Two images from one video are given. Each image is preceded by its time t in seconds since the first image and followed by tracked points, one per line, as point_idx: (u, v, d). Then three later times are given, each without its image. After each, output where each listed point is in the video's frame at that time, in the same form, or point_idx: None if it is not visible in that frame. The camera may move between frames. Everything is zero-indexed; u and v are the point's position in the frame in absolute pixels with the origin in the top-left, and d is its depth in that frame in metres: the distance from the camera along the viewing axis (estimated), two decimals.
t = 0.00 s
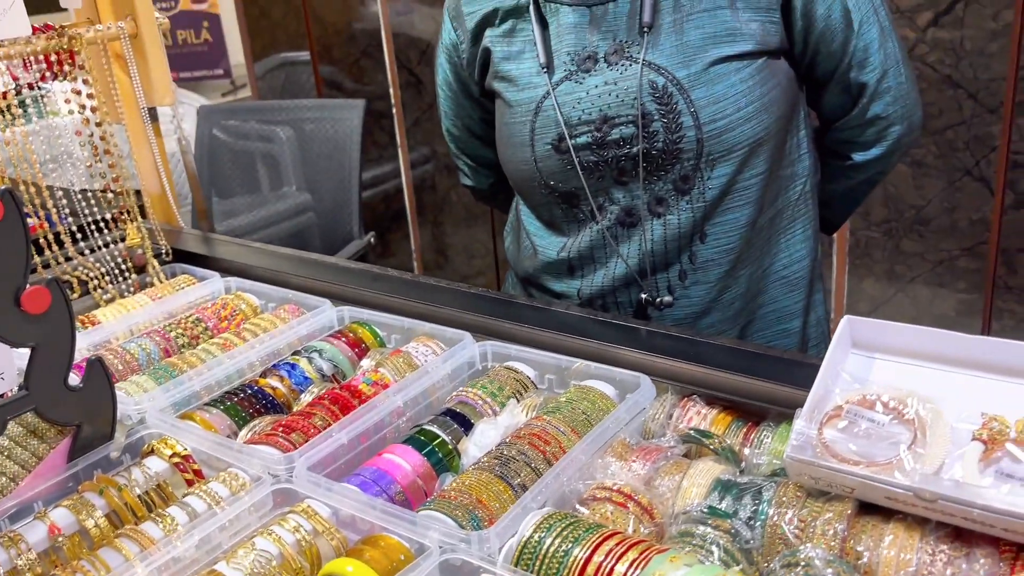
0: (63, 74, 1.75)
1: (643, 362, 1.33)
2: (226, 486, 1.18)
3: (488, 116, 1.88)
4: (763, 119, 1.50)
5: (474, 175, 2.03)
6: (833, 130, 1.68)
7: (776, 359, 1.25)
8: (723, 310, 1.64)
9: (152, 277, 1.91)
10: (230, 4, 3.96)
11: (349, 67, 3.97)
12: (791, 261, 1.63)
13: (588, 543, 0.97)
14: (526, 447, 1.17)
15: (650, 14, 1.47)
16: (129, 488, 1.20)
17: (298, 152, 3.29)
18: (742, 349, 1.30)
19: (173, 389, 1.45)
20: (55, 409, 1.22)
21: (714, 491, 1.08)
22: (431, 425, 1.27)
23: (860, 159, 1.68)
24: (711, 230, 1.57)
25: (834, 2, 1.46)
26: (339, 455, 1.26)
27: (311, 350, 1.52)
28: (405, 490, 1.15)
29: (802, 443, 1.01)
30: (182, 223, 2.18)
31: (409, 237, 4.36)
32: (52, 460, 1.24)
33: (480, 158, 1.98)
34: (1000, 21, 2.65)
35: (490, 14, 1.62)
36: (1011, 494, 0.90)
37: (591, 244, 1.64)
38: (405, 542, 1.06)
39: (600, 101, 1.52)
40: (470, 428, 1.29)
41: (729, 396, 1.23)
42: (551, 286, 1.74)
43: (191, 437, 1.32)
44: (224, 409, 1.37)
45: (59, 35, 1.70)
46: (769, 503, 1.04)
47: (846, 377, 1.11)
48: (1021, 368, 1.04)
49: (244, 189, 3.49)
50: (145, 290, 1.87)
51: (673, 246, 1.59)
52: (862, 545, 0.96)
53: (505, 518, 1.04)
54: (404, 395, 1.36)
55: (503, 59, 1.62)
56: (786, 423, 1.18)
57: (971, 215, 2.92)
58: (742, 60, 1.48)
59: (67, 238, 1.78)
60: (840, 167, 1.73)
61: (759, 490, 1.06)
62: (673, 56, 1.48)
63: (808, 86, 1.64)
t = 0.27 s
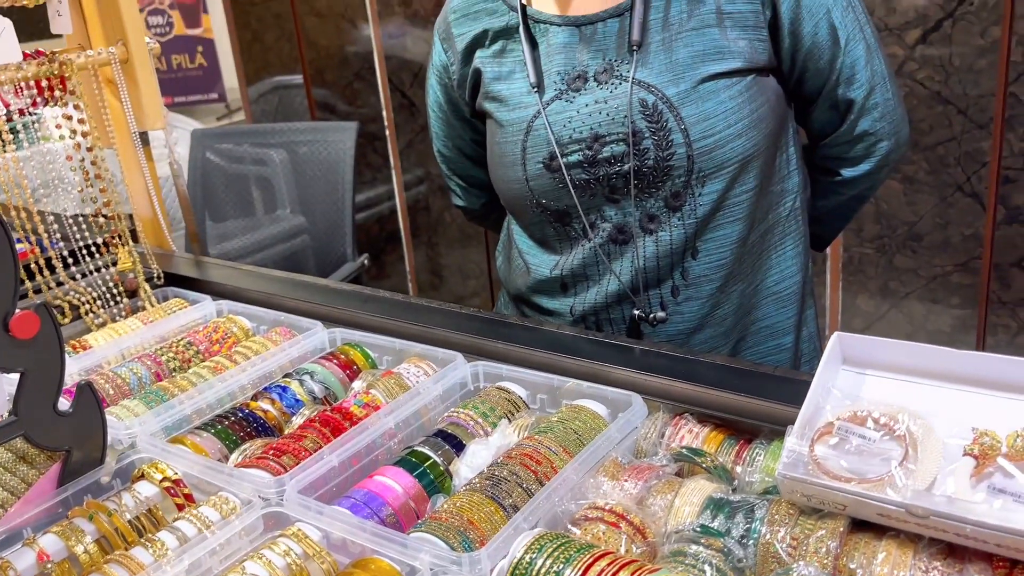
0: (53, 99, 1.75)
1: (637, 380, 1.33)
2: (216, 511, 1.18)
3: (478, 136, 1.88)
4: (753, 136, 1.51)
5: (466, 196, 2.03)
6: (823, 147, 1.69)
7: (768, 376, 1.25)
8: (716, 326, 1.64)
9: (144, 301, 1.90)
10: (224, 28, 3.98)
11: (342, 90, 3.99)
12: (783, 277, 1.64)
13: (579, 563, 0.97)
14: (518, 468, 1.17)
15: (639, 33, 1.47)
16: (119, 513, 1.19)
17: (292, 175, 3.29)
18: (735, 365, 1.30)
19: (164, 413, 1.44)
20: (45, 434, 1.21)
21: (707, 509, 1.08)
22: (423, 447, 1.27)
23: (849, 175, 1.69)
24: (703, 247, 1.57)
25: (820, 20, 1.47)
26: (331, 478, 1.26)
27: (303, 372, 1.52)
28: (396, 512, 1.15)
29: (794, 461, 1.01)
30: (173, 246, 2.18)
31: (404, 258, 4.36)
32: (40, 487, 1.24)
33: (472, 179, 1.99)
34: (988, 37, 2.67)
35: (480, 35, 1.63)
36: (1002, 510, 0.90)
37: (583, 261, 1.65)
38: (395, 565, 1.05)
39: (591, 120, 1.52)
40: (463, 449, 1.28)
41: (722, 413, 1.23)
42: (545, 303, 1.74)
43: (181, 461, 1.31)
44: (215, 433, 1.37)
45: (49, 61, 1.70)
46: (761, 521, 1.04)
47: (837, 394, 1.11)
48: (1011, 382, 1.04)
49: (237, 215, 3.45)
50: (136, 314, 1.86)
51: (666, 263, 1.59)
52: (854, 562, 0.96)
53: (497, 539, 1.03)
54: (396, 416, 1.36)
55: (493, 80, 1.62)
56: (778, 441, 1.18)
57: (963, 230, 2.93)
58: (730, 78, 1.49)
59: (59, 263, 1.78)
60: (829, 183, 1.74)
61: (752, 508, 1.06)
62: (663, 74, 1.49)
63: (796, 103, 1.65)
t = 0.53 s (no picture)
0: (54, 107, 1.75)
1: (644, 383, 1.33)
2: (219, 518, 1.17)
3: (480, 141, 1.88)
4: (758, 139, 1.51)
5: (466, 201, 2.03)
6: (823, 150, 1.69)
7: (774, 380, 1.25)
8: (722, 329, 1.63)
9: (144, 309, 1.89)
10: (224, 37, 3.99)
11: (342, 98, 3.99)
12: (786, 279, 1.64)
13: (586, 570, 0.96)
14: (523, 473, 1.16)
15: (643, 36, 1.47)
16: (121, 521, 1.18)
17: (292, 183, 3.29)
18: (741, 370, 1.29)
19: (165, 421, 1.44)
20: (46, 442, 1.21)
21: (713, 515, 1.07)
22: (427, 453, 1.26)
23: (850, 178, 1.69)
24: (709, 249, 1.57)
25: (823, 23, 1.47)
26: (335, 484, 1.25)
27: (305, 379, 1.52)
28: (400, 518, 1.14)
29: (800, 465, 1.00)
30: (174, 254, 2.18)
31: (403, 266, 4.35)
32: (42, 496, 1.23)
33: (473, 185, 1.99)
34: (988, 42, 2.67)
35: (483, 40, 1.63)
36: (1012, 513, 0.89)
37: (589, 264, 1.64)
38: (400, 571, 1.04)
39: (596, 123, 1.52)
40: (467, 455, 1.28)
41: (727, 418, 1.23)
42: (549, 307, 1.74)
43: (183, 468, 1.30)
44: (217, 440, 1.36)
45: (50, 69, 1.70)
46: (768, 526, 1.03)
47: (844, 397, 1.11)
48: (1016, 384, 1.04)
49: (236, 222, 3.45)
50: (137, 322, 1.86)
51: (671, 265, 1.59)
52: (863, 567, 0.95)
53: (503, 546, 1.03)
54: (399, 422, 1.35)
55: (496, 84, 1.62)
56: (784, 445, 1.17)
57: (964, 235, 2.92)
58: (735, 80, 1.49)
59: (59, 271, 1.77)
60: (830, 186, 1.74)
61: (759, 513, 1.05)
62: (668, 77, 1.49)
63: (797, 107, 1.65)
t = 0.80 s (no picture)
0: (52, 104, 1.74)
1: (646, 380, 1.32)
2: (217, 516, 1.16)
3: (479, 138, 1.88)
4: (760, 135, 1.50)
5: (464, 198, 2.02)
6: (822, 147, 1.68)
7: (777, 377, 1.24)
8: (722, 326, 1.63)
9: (142, 306, 1.88)
10: (222, 36, 3.98)
11: (341, 97, 3.99)
12: (786, 276, 1.63)
13: (587, 567, 0.96)
14: (523, 470, 1.15)
15: (645, 31, 1.47)
16: (119, 519, 1.18)
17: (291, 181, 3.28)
18: (740, 367, 1.29)
19: (164, 418, 1.43)
20: (44, 439, 1.20)
21: (715, 512, 1.06)
22: (427, 450, 1.25)
23: (849, 174, 1.68)
24: (710, 245, 1.57)
25: (823, 19, 1.46)
26: (335, 482, 1.24)
27: (304, 376, 1.51)
28: (400, 516, 1.13)
29: (803, 462, 0.99)
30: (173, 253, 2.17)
31: (402, 265, 4.34)
32: (40, 492, 1.22)
33: (471, 181, 1.98)
34: (988, 40, 2.67)
35: (482, 35, 1.62)
36: (1017, 510, 0.89)
37: (589, 260, 1.63)
38: (400, 569, 1.03)
39: (597, 118, 1.51)
40: (467, 453, 1.27)
41: (728, 415, 1.22)
42: (549, 304, 1.73)
43: (182, 466, 1.30)
44: (216, 437, 1.35)
45: (48, 65, 1.69)
46: (771, 523, 1.02)
47: (847, 394, 1.10)
48: (1019, 380, 1.03)
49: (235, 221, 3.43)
50: (136, 319, 1.85)
51: (672, 262, 1.58)
52: (867, 564, 0.94)
53: (504, 543, 1.02)
54: (399, 419, 1.34)
55: (495, 80, 1.61)
56: (786, 442, 1.16)
57: (964, 233, 2.92)
58: (736, 76, 1.48)
59: (57, 268, 1.76)
60: (829, 183, 1.73)
61: (761, 510, 1.05)
62: (670, 72, 1.48)
63: (797, 103, 1.64)
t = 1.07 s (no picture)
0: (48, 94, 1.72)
1: (647, 374, 1.31)
2: (217, 510, 1.15)
3: (478, 130, 1.86)
4: (760, 128, 1.49)
5: (462, 189, 2.01)
6: (822, 142, 1.67)
7: (780, 372, 1.24)
8: (722, 321, 1.61)
9: (141, 300, 1.87)
10: (220, 29, 3.95)
11: (339, 90, 3.97)
12: (788, 271, 1.63)
13: (591, 563, 0.95)
14: (525, 465, 1.14)
15: (645, 22, 1.46)
16: (117, 513, 1.16)
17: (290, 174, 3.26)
18: (742, 362, 1.28)
19: (163, 412, 1.42)
20: (41, 433, 1.19)
21: (720, 507, 1.06)
22: (428, 445, 1.24)
23: (848, 170, 1.66)
24: (709, 239, 1.56)
25: (825, 13, 1.46)
26: (335, 476, 1.23)
27: (304, 369, 1.50)
28: (401, 510, 1.12)
29: (809, 457, 0.98)
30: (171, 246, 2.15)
31: (401, 259, 4.33)
32: (37, 486, 1.20)
33: (468, 173, 1.97)
34: (990, 34, 2.65)
35: (481, 25, 1.61)
36: None
37: (588, 254, 1.62)
38: (402, 564, 1.02)
39: (596, 111, 1.50)
40: (468, 447, 1.26)
41: (731, 409, 1.21)
42: (547, 299, 1.72)
43: (181, 459, 1.28)
44: (215, 431, 1.34)
45: (45, 55, 1.67)
46: (776, 519, 1.01)
47: (852, 388, 1.09)
48: None
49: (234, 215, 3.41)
50: (134, 312, 1.83)
51: (671, 256, 1.57)
52: (873, 561, 0.93)
53: (506, 538, 1.01)
54: (399, 413, 1.33)
55: (494, 71, 1.60)
56: (790, 437, 1.15)
57: (965, 228, 2.91)
58: (737, 69, 1.47)
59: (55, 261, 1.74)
60: (829, 179, 1.72)
61: (766, 505, 1.04)
62: (670, 64, 1.47)
63: (797, 97, 1.63)
